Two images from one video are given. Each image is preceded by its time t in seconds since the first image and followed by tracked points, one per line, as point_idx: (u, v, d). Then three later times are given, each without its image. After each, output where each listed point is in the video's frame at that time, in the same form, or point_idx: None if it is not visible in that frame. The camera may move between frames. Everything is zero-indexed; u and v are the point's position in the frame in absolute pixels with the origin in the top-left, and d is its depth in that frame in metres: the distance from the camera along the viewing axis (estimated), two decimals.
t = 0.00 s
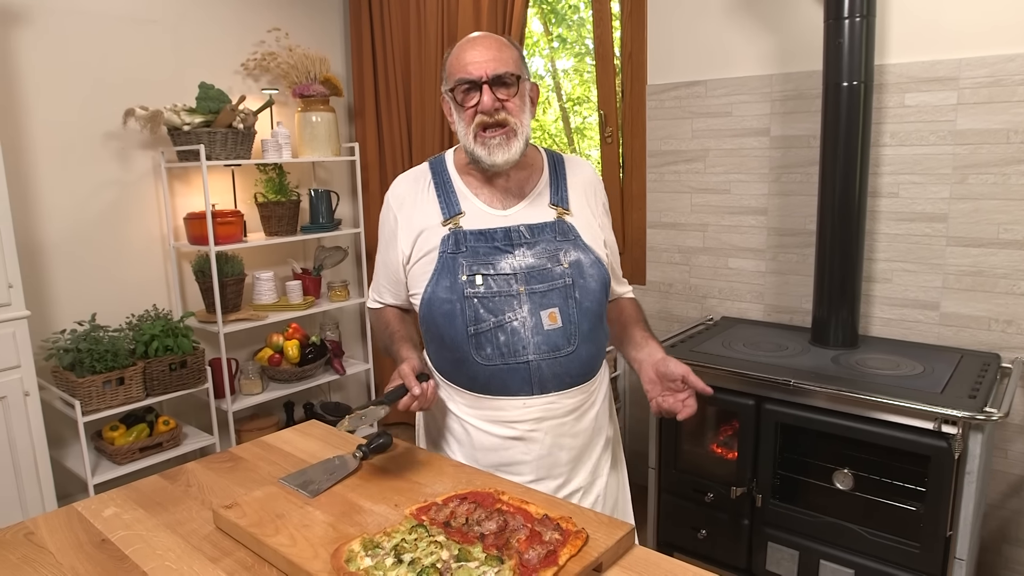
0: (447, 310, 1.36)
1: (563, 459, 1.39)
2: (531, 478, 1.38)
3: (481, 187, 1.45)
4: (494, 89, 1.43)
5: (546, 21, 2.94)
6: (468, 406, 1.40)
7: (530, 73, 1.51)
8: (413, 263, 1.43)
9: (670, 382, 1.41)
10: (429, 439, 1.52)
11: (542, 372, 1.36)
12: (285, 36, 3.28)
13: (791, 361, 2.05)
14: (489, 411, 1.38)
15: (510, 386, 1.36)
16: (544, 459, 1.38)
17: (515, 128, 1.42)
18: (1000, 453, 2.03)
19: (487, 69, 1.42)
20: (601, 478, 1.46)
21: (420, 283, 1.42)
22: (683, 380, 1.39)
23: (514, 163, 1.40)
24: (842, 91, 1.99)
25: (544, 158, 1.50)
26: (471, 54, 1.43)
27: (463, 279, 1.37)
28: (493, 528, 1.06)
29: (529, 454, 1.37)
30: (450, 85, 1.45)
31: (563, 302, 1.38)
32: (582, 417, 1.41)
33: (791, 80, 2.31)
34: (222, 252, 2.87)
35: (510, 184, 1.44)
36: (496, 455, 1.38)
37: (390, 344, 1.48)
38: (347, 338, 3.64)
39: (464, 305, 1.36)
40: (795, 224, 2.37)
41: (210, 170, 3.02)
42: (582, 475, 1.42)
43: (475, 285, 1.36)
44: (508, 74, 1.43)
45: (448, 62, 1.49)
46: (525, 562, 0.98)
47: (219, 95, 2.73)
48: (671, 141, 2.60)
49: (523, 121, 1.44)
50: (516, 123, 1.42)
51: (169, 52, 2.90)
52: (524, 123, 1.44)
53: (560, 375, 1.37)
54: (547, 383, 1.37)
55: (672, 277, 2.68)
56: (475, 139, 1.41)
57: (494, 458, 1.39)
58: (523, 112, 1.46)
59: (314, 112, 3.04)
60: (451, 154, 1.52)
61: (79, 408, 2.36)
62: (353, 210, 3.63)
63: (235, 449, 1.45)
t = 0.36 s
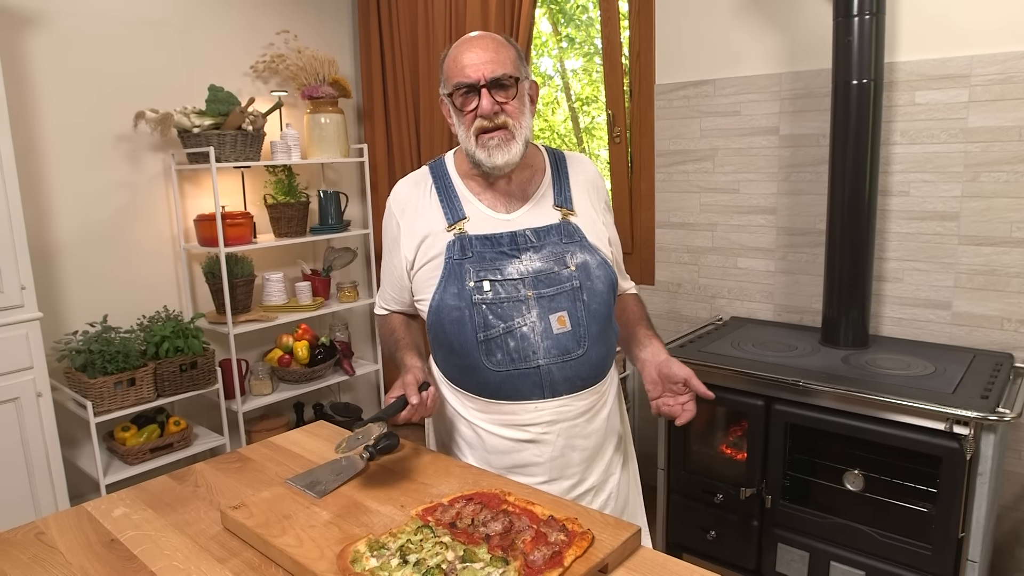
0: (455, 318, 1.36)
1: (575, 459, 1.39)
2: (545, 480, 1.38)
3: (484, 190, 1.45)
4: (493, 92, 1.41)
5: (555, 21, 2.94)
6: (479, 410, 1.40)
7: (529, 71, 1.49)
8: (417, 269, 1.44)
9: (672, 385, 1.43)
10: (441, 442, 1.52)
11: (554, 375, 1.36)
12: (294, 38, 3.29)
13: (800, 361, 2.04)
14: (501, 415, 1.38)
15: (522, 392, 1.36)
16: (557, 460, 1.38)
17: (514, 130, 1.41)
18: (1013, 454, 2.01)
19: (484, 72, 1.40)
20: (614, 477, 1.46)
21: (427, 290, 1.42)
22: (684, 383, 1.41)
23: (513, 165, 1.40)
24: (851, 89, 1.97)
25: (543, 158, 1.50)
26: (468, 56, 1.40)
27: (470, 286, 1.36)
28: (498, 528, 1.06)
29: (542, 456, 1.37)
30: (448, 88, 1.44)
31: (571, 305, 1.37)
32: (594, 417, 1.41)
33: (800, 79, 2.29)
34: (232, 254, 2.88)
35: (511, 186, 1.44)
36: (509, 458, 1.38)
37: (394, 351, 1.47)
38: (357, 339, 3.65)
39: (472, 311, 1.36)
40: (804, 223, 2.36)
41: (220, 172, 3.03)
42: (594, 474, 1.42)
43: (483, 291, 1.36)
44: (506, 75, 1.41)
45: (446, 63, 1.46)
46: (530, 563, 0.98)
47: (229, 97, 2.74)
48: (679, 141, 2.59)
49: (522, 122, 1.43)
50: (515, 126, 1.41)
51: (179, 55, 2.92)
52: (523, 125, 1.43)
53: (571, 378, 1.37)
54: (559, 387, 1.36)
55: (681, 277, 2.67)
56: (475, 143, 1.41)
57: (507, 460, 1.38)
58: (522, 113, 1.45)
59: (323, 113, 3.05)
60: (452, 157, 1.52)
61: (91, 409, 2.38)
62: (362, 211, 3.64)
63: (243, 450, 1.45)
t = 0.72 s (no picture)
0: (460, 313, 1.36)
1: (579, 458, 1.39)
2: (548, 477, 1.38)
3: (491, 187, 1.45)
4: (500, 91, 1.41)
5: (559, 19, 2.93)
6: (483, 407, 1.40)
7: (536, 69, 1.48)
8: (424, 264, 1.44)
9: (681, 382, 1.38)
10: (446, 438, 1.52)
11: (557, 373, 1.35)
12: (298, 37, 3.30)
13: (805, 359, 2.03)
14: (505, 412, 1.37)
15: (525, 388, 1.35)
16: (561, 458, 1.38)
17: (521, 129, 1.40)
18: (1020, 453, 2.00)
19: (491, 70, 1.39)
20: (619, 478, 1.46)
21: (434, 285, 1.42)
22: (694, 380, 1.35)
23: (520, 164, 1.39)
24: (856, 86, 1.96)
25: (551, 154, 1.49)
26: (475, 55, 1.39)
27: (476, 281, 1.36)
28: (498, 527, 1.06)
29: (546, 453, 1.37)
30: (456, 87, 1.43)
31: (577, 302, 1.37)
32: (600, 416, 1.41)
33: (805, 75, 2.28)
34: (236, 252, 2.89)
35: (518, 184, 1.43)
36: (513, 455, 1.38)
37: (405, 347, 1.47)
38: (361, 337, 3.66)
39: (477, 307, 1.36)
40: (809, 220, 2.35)
41: (225, 170, 3.04)
42: (599, 474, 1.42)
43: (488, 287, 1.36)
44: (513, 74, 1.40)
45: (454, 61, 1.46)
46: (528, 562, 0.98)
47: (232, 96, 2.75)
48: (683, 138, 2.58)
49: (529, 121, 1.42)
50: (522, 124, 1.40)
51: (184, 54, 2.93)
52: (531, 123, 1.42)
53: (576, 375, 1.36)
54: (563, 384, 1.36)
55: (685, 275, 2.66)
56: (482, 142, 1.40)
57: (511, 457, 1.39)
58: (530, 112, 1.44)
59: (327, 112, 3.05)
60: (461, 152, 1.51)
61: (96, 407, 2.39)
62: (366, 210, 3.65)
63: (245, 448, 1.46)
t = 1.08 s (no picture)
0: (459, 308, 1.36)
1: (578, 458, 1.38)
2: (546, 477, 1.38)
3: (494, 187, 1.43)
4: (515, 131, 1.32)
5: (562, 20, 2.93)
6: (481, 403, 1.40)
7: (555, 89, 1.37)
8: (426, 263, 1.43)
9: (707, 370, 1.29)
10: (445, 438, 1.53)
11: (556, 368, 1.35)
12: (300, 39, 3.30)
13: (806, 361, 2.02)
14: (503, 410, 1.37)
15: (523, 383, 1.36)
16: (559, 457, 1.37)
17: (531, 168, 1.35)
18: None
19: (511, 112, 1.29)
20: (620, 481, 1.45)
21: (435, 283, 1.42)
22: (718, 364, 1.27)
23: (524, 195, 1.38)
24: (858, 86, 1.95)
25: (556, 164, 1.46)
26: (495, 86, 1.28)
27: (475, 277, 1.36)
28: (496, 529, 1.06)
29: (544, 452, 1.37)
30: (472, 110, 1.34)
31: (576, 298, 1.37)
32: (599, 415, 1.40)
33: (807, 76, 2.27)
34: (239, 253, 2.90)
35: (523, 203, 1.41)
36: (511, 453, 1.38)
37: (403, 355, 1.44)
38: (364, 338, 3.66)
39: (476, 302, 1.36)
40: (812, 221, 2.34)
41: (227, 172, 3.05)
42: (599, 476, 1.41)
43: (487, 282, 1.36)
44: (534, 117, 1.30)
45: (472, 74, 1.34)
46: (526, 564, 0.98)
47: (235, 98, 2.76)
48: (686, 139, 2.58)
49: (541, 156, 1.36)
50: (533, 164, 1.35)
51: (187, 56, 2.93)
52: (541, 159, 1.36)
53: (574, 372, 1.36)
54: (561, 380, 1.36)
55: (688, 276, 2.66)
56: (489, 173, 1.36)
57: (508, 456, 1.39)
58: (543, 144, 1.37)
59: (330, 114, 3.06)
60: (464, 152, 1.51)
61: (99, 408, 2.40)
62: (369, 211, 3.65)
63: (246, 449, 1.46)
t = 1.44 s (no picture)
0: (447, 311, 1.37)
1: (570, 461, 1.38)
2: (538, 480, 1.38)
3: (480, 183, 1.44)
4: (486, 83, 1.41)
5: (566, 18, 2.92)
6: (473, 406, 1.41)
7: (524, 58, 1.47)
8: (416, 266, 1.44)
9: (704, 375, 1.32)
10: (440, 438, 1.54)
11: (545, 372, 1.35)
12: (303, 37, 3.31)
13: (811, 360, 2.02)
14: (494, 413, 1.38)
15: (512, 388, 1.36)
16: (550, 460, 1.37)
17: (509, 121, 1.41)
18: None
19: (479, 64, 1.38)
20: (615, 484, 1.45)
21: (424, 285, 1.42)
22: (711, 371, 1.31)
23: (507, 158, 1.39)
24: (862, 84, 1.94)
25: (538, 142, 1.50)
26: (463, 49, 1.39)
27: (463, 279, 1.37)
28: (496, 528, 1.06)
29: (535, 456, 1.37)
30: (442, 79, 1.43)
31: (565, 299, 1.36)
32: (592, 418, 1.40)
33: (810, 74, 2.27)
34: (242, 252, 2.90)
35: (507, 178, 1.43)
36: (502, 456, 1.39)
37: (388, 359, 1.48)
38: (367, 337, 3.67)
39: (464, 305, 1.36)
40: (815, 220, 2.33)
41: (230, 171, 3.05)
42: (594, 479, 1.41)
43: (474, 284, 1.36)
44: (501, 68, 1.40)
45: (440, 55, 1.46)
46: (526, 562, 0.98)
47: (238, 97, 2.76)
48: (689, 137, 2.57)
49: (516, 110, 1.43)
50: (510, 117, 1.41)
51: (191, 54, 2.94)
52: (519, 116, 1.42)
53: (564, 375, 1.36)
54: (550, 384, 1.36)
55: (691, 275, 2.65)
56: (468, 135, 1.41)
57: (500, 459, 1.40)
58: (518, 104, 1.44)
59: (332, 112, 3.06)
60: (451, 154, 1.52)
61: (102, 406, 2.41)
62: (372, 210, 3.65)
63: (247, 447, 1.46)
